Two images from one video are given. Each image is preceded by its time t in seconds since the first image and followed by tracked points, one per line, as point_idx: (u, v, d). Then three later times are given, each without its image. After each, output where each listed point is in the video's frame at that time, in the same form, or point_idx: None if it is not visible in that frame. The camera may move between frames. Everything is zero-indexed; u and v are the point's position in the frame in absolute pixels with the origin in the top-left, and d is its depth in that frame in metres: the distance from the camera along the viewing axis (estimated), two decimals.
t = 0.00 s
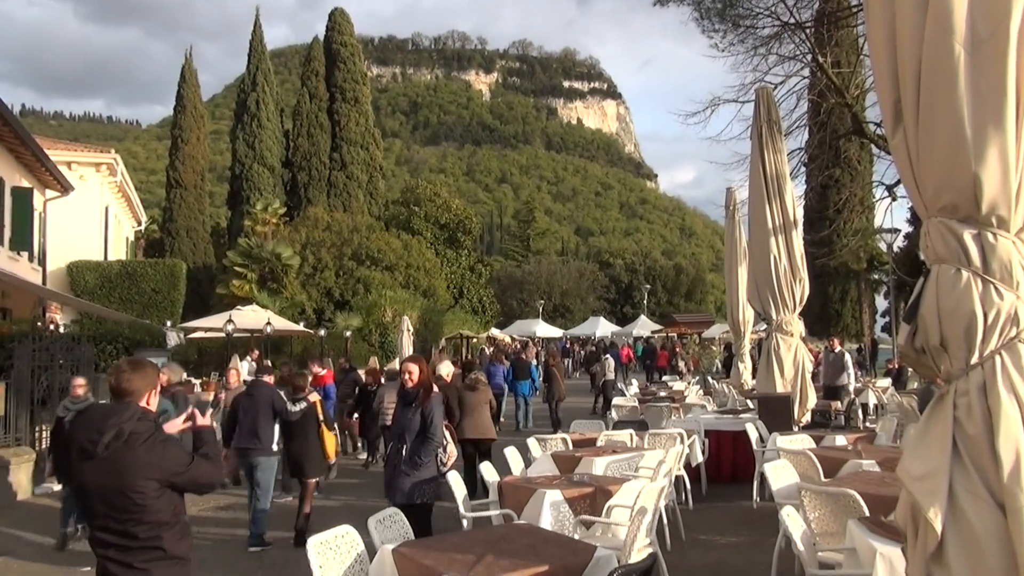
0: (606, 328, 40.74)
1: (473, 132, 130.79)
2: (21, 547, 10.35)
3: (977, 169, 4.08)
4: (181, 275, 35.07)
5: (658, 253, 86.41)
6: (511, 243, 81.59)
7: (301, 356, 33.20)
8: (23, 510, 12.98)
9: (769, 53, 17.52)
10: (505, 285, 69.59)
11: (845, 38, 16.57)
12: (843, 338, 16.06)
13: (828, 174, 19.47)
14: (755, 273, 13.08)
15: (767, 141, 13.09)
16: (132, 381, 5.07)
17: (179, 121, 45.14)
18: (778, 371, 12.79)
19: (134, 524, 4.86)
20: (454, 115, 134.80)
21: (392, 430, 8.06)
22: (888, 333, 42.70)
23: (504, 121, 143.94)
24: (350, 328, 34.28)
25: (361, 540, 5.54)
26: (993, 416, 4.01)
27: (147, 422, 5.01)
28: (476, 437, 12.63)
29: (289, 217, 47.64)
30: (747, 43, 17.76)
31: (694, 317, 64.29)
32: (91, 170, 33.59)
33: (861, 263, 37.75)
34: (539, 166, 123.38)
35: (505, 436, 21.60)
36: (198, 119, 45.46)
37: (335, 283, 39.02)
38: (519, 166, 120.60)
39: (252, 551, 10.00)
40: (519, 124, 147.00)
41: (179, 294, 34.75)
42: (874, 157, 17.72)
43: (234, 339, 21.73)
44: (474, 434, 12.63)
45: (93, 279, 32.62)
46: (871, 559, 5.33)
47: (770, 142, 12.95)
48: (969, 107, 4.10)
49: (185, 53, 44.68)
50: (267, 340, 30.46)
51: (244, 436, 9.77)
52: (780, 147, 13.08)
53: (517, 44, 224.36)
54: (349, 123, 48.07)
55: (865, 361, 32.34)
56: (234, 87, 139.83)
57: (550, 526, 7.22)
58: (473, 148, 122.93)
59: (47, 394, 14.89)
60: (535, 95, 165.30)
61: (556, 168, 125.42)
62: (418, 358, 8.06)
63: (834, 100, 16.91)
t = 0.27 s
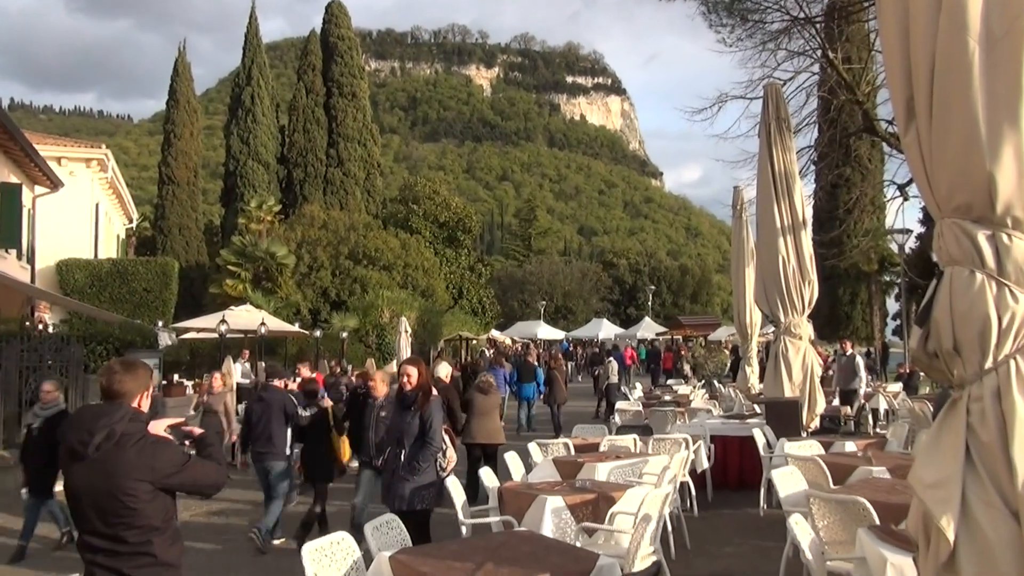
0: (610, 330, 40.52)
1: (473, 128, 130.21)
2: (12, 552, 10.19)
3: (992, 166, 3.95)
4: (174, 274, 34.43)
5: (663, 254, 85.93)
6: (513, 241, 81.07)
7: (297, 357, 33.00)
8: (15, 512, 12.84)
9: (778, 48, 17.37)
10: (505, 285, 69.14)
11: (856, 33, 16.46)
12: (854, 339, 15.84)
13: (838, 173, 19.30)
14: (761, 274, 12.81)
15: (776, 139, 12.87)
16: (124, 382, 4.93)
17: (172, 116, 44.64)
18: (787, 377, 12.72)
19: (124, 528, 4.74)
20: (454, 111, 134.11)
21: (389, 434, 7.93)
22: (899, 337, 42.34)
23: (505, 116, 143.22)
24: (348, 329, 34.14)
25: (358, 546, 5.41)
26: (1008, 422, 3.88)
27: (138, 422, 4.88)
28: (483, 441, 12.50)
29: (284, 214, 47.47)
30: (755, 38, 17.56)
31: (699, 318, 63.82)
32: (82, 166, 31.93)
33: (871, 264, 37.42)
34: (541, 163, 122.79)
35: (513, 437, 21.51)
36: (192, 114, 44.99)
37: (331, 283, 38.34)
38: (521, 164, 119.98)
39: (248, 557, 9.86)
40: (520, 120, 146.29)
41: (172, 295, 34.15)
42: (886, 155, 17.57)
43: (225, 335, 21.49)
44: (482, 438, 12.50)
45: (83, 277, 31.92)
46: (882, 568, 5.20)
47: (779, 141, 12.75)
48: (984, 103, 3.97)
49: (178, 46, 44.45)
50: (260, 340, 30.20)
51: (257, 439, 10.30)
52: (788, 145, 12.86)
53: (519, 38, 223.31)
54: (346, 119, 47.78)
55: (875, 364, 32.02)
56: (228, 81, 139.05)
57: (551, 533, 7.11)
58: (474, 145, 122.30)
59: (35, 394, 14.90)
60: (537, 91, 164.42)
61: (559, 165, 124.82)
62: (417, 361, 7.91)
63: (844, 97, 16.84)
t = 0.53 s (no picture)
0: (613, 334, 40.36)
1: (473, 126, 129.52)
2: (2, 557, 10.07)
3: (1004, 169, 3.84)
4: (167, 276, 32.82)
5: (668, 255, 85.48)
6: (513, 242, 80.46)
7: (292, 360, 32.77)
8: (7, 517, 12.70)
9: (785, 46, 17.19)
10: (506, 288, 68.72)
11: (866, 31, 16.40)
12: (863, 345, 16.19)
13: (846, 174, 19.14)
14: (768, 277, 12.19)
15: (784, 136, 12.31)
16: (115, 386, 4.82)
17: (165, 113, 44.17)
18: (793, 384, 12.03)
19: (116, 535, 4.62)
20: (453, 109, 133.33)
21: (388, 440, 7.84)
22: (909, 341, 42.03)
23: (506, 115, 142.48)
24: (343, 333, 33.94)
25: (353, 555, 5.31)
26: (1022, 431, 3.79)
27: (131, 427, 4.78)
28: (491, 445, 12.39)
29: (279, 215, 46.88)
30: (762, 36, 17.33)
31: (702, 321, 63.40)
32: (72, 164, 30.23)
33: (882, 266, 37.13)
34: (542, 163, 122.19)
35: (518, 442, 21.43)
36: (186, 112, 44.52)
37: (327, 285, 38.24)
38: (521, 163, 119.36)
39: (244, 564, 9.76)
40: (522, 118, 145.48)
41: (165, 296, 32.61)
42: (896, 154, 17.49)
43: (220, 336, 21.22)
44: (489, 442, 12.39)
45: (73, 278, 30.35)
46: None
47: (785, 140, 12.22)
48: (996, 104, 3.86)
49: (173, 43, 44.16)
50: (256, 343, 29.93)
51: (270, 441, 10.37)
52: (797, 142, 12.31)
53: (519, 35, 222.30)
54: (344, 116, 47.59)
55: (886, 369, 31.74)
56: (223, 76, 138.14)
57: (551, 542, 7.00)
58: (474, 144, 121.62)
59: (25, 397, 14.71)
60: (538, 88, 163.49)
61: (561, 165, 124.19)
62: (415, 366, 7.80)
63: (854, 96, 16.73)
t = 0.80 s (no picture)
0: (615, 340, 40.17)
1: (473, 127, 128.80)
2: None
3: (1019, 172, 3.73)
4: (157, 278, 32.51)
5: (672, 260, 84.90)
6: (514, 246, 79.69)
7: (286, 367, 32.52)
8: None
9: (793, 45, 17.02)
10: (506, 293, 68.14)
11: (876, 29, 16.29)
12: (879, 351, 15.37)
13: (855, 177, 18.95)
14: (775, 283, 11.97)
15: (790, 139, 12.15)
16: (104, 393, 4.69)
17: (156, 113, 43.67)
18: (801, 390, 11.90)
19: (106, 547, 4.47)
20: (451, 108, 132.52)
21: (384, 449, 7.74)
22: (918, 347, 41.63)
23: (506, 114, 141.60)
24: (338, 338, 33.64)
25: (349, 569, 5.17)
26: None
27: (121, 434, 4.65)
28: (493, 454, 12.22)
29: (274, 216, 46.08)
30: (768, 34, 17.27)
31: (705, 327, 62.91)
32: (62, 164, 29.01)
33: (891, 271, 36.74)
34: (542, 163, 121.48)
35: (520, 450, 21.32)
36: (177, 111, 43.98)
37: (323, 289, 37.80)
38: (522, 164, 118.61)
39: None
40: (523, 119, 144.68)
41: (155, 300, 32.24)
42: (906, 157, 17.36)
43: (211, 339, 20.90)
44: (492, 450, 12.23)
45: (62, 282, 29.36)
46: None
47: (794, 142, 12.06)
48: (1008, 109, 3.75)
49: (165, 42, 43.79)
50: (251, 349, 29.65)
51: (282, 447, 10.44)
52: (805, 146, 12.14)
53: (520, 34, 221.17)
54: (338, 116, 46.47)
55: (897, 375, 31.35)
56: (216, 75, 137.26)
57: (553, 554, 6.89)
58: (473, 145, 120.89)
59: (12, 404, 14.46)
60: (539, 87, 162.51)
61: (561, 165, 123.48)
62: (408, 370, 7.69)
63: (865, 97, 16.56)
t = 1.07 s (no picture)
0: (618, 347, 39.93)
1: (473, 128, 128.04)
2: None
3: None
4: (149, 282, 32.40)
5: (677, 264, 84.35)
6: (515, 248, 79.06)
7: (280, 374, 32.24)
8: None
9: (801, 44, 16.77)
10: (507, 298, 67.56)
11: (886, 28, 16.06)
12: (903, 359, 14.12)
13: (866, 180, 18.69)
14: (783, 287, 11.76)
15: (799, 141, 12.02)
16: (93, 400, 4.59)
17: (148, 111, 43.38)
18: (810, 398, 11.57)
19: (93, 560, 4.35)
20: (451, 109, 131.84)
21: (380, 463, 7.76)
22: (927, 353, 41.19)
23: (508, 115, 140.88)
24: (333, 343, 33.37)
25: None
26: None
27: (109, 444, 4.53)
28: (496, 461, 12.07)
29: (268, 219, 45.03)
30: (777, 33, 17.12)
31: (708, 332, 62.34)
32: (51, 164, 28.55)
33: (902, 276, 36.32)
34: (545, 165, 120.67)
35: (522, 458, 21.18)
36: (171, 111, 43.63)
37: (318, 294, 37.39)
38: (524, 166, 117.84)
39: None
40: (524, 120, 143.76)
41: (146, 304, 32.03)
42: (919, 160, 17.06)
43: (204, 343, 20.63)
44: (494, 459, 12.07)
45: (51, 285, 29.16)
46: None
47: (802, 144, 11.93)
48: None
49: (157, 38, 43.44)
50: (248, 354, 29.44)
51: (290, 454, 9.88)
52: (814, 147, 12.00)
53: (523, 34, 220.22)
54: (336, 116, 45.33)
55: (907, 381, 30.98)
56: (209, 74, 136.40)
57: (554, 567, 6.77)
58: (474, 147, 120.14)
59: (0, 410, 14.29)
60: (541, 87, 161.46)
61: (563, 167, 122.77)
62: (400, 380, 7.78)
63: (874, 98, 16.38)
